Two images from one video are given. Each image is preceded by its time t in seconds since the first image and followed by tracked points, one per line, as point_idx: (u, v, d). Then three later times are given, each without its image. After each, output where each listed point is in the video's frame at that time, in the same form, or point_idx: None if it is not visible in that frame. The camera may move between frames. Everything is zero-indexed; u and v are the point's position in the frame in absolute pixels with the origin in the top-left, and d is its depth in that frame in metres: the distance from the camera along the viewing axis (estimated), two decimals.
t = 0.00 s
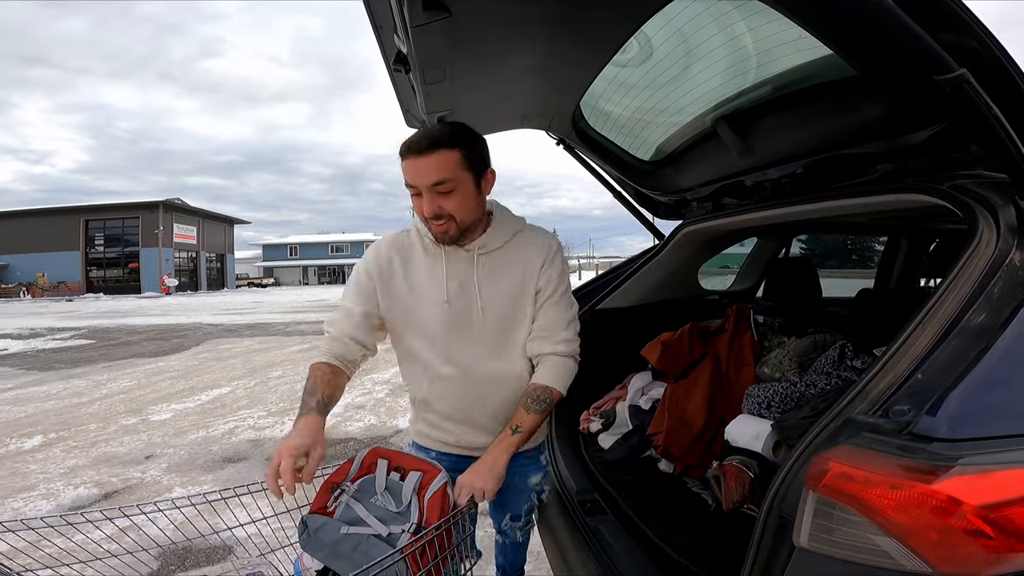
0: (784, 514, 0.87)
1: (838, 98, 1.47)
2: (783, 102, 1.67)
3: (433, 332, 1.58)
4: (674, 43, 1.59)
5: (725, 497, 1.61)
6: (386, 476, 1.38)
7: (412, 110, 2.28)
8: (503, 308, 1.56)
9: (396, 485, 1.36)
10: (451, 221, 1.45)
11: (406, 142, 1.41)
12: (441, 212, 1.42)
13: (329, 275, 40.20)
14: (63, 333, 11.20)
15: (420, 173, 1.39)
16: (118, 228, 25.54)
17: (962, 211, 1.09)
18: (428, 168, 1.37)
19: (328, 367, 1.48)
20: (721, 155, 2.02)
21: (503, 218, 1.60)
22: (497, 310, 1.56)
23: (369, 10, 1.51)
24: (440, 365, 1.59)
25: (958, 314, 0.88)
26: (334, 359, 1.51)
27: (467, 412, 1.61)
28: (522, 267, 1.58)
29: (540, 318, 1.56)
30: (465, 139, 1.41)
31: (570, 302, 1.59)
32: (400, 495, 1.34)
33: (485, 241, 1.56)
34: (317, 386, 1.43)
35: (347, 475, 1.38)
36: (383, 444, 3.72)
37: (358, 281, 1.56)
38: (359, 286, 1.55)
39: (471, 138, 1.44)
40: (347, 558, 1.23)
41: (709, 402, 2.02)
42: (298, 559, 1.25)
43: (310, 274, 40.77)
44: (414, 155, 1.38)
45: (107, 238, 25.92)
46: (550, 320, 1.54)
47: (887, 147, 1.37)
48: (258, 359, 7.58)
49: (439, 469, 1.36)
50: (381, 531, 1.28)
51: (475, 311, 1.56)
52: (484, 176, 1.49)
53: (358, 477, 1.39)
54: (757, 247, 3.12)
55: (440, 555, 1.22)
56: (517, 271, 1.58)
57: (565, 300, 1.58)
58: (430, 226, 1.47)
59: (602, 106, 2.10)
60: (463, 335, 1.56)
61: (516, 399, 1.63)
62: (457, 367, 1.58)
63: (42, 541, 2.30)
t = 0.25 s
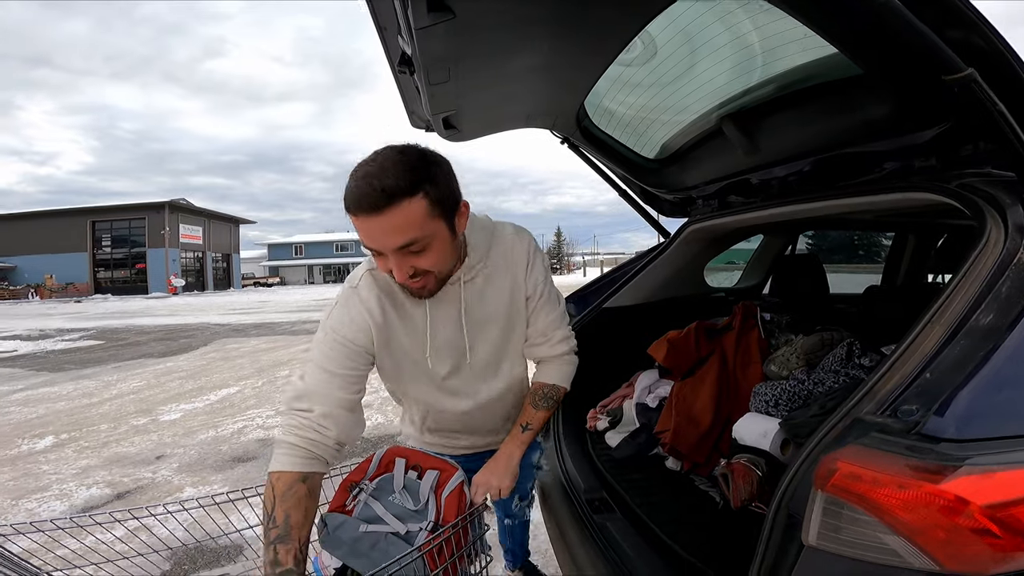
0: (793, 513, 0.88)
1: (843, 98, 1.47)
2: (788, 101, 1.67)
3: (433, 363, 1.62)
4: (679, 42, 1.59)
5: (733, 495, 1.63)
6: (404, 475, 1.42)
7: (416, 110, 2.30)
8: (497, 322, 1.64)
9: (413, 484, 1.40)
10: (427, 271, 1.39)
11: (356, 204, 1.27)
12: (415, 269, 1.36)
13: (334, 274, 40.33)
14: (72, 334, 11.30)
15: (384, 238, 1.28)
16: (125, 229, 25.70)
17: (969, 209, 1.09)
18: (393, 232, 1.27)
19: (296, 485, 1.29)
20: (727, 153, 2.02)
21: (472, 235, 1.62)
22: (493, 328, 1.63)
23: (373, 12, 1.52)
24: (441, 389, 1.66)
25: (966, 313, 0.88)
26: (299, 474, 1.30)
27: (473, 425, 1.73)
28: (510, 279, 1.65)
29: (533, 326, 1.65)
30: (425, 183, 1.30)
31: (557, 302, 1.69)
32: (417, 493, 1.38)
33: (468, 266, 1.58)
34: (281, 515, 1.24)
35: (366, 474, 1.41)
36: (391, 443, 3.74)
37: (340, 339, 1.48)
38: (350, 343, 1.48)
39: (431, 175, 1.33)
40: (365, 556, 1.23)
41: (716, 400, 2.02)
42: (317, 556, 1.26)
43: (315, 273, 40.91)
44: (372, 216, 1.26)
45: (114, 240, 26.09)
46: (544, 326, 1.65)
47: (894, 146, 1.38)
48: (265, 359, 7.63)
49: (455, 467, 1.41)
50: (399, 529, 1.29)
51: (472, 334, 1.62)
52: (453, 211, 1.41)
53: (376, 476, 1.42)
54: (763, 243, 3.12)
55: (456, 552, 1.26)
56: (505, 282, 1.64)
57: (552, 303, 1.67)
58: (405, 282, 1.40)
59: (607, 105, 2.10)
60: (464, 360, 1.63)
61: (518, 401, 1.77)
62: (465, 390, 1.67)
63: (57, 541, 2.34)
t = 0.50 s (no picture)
0: (802, 509, 0.88)
1: (849, 93, 1.46)
2: (792, 98, 1.67)
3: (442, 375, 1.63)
4: (683, 40, 1.59)
5: (741, 492, 1.63)
6: (397, 475, 1.43)
7: (421, 110, 2.30)
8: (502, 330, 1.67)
9: (407, 484, 1.41)
10: (437, 293, 1.39)
11: (367, 228, 1.24)
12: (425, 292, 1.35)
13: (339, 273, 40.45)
14: (81, 334, 11.39)
15: (394, 264, 1.27)
16: (132, 230, 25.86)
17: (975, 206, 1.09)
18: (402, 260, 1.26)
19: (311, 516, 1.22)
20: (732, 149, 2.02)
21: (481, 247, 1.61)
22: (500, 337, 1.67)
23: (377, 13, 1.53)
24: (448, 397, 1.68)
25: (974, 310, 0.88)
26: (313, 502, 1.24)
27: (479, 428, 1.79)
28: (514, 287, 1.68)
29: (534, 331, 1.72)
30: (437, 203, 1.29)
31: (555, 306, 1.75)
32: (411, 494, 1.40)
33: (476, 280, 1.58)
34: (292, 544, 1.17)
35: (359, 475, 1.44)
36: (397, 441, 3.76)
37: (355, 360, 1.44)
38: (367, 368, 1.45)
39: (441, 195, 1.32)
40: (360, 556, 1.25)
41: (722, 396, 2.03)
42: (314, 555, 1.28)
43: (321, 272, 41.04)
44: (380, 243, 1.25)
45: (121, 240, 26.25)
46: (546, 332, 1.71)
47: (901, 142, 1.37)
48: (272, 358, 7.67)
49: (447, 467, 1.44)
50: (393, 529, 1.30)
51: (480, 344, 1.64)
52: (464, 230, 1.41)
53: (370, 477, 1.46)
54: (769, 240, 3.11)
55: (451, 552, 1.27)
56: (511, 288, 1.67)
57: (552, 309, 1.73)
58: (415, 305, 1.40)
59: (611, 103, 2.10)
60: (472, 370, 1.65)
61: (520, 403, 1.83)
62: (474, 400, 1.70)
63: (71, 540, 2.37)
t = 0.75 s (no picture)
0: (804, 512, 0.89)
1: (850, 96, 1.46)
2: (793, 101, 1.68)
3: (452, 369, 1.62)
4: (684, 42, 1.59)
5: (744, 495, 1.63)
6: (392, 481, 1.42)
7: (422, 113, 2.32)
8: (516, 323, 1.67)
9: (401, 490, 1.40)
10: (473, 226, 1.44)
11: (418, 149, 1.44)
12: (451, 217, 1.41)
13: (341, 275, 40.50)
14: (84, 337, 11.42)
15: (422, 180, 1.41)
16: (134, 233, 25.94)
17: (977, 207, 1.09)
18: (431, 172, 1.41)
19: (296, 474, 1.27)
20: (733, 152, 2.02)
21: (503, 237, 1.69)
22: (512, 332, 1.66)
23: (378, 16, 1.54)
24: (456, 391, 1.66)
25: (976, 314, 0.89)
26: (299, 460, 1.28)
27: (485, 425, 1.76)
28: (528, 284, 1.70)
29: (545, 330, 1.73)
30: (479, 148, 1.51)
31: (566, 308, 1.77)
32: (405, 499, 1.39)
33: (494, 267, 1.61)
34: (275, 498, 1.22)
35: (353, 480, 1.40)
36: (400, 443, 3.77)
37: (368, 339, 1.45)
38: (376, 343, 1.46)
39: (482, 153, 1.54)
40: (355, 562, 1.25)
41: (724, 400, 2.02)
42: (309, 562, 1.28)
43: (323, 274, 41.10)
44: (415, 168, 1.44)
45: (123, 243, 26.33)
46: (557, 330, 1.74)
47: (903, 145, 1.36)
48: (275, 360, 7.68)
49: (441, 472, 1.44)
50: (388, 535, 1.31)
51: (494, 337, 1.63)
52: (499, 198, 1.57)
53: (363, 483, 1.42)
54: (771, 242, 3.12)
55: (447, 555, 1.29)
56: (526, 284, 1.69)
57: (564, 309, 1.76)
58: (442, 241, 1.43)
59: (612, 106, 2.11)
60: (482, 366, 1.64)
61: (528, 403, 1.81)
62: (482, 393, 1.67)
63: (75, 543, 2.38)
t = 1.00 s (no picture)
0: (797, 521, 0.91)
1: (846, 102, 1.46)
2: (787, 106, 1.68)
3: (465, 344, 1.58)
4: (680, 47, 1.58)
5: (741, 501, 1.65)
6: (386, 490, 1.44)
7: (418, 119, 2.32)
8: (533, 314, 1.66)
9: (395, 499, 1.43)
10: (504, 200, 1.49)
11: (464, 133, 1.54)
12: (485, 188, 1.47)
13: (339, 279, 40.47)
14: (82, 342, 11.39)
15: (465, 156, 1.49)
16: (132, 237, 25.91)
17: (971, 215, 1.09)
18: (475, 149, 1.49)
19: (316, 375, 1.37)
20: (730, 157, 2.03)
21: (525, 231, 1.73)
22: (531, 319, 1.65)
23: (372, 23, 1.55)
24: (464, 373, 1.59)
25: (972, 323, 0.90)
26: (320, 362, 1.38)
27: (501, 419, 1.65)
28: (549, 278, 1.72)
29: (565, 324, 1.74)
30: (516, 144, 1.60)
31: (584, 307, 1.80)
32: (399, 509, 1.41)
33: (516, 251, 1.65)
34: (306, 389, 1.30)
35: (347, 490, 1.43)
36: (398, 448, 3.76)
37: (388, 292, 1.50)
38: (391, 302, 1.49)
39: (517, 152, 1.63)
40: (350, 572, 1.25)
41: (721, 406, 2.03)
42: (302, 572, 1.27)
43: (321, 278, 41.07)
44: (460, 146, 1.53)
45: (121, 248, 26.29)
46: (575, 326, 1.75)
47: (901, 152, 1.34)
48: (273, 365, 7.67)
49: (436, 482, 1.46)
50: (383, 544, 1.31)
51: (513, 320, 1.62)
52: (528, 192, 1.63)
53: (358, 492, 1.44)
54: (768, 247, 3.12)
55: (443, 565, 1.30)
56: (548, 277, 1.72)
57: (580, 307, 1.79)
58: (476, 212, 1.49)
59: (608, 111, 2.12)
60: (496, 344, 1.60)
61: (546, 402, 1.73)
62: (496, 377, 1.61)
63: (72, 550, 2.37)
